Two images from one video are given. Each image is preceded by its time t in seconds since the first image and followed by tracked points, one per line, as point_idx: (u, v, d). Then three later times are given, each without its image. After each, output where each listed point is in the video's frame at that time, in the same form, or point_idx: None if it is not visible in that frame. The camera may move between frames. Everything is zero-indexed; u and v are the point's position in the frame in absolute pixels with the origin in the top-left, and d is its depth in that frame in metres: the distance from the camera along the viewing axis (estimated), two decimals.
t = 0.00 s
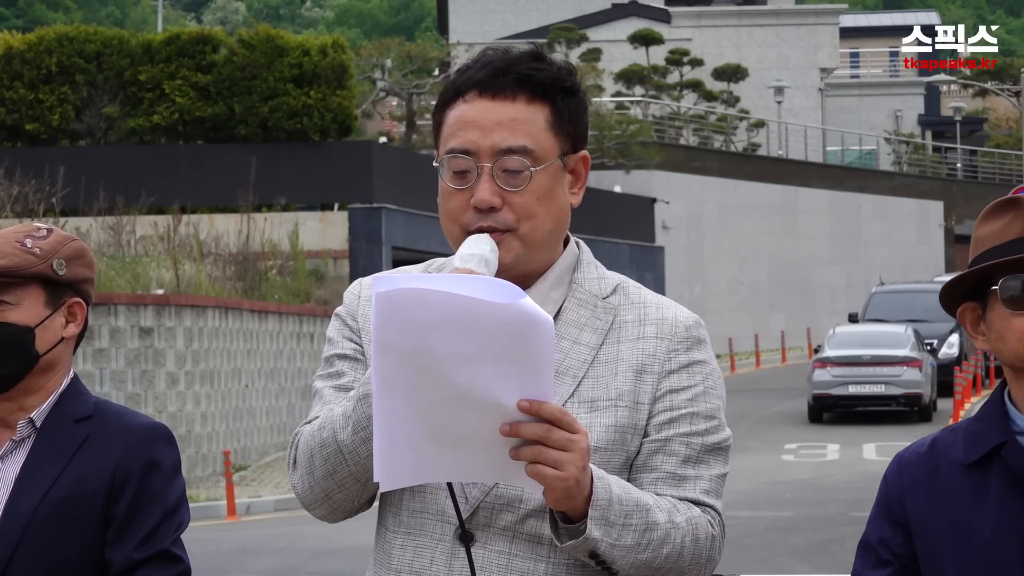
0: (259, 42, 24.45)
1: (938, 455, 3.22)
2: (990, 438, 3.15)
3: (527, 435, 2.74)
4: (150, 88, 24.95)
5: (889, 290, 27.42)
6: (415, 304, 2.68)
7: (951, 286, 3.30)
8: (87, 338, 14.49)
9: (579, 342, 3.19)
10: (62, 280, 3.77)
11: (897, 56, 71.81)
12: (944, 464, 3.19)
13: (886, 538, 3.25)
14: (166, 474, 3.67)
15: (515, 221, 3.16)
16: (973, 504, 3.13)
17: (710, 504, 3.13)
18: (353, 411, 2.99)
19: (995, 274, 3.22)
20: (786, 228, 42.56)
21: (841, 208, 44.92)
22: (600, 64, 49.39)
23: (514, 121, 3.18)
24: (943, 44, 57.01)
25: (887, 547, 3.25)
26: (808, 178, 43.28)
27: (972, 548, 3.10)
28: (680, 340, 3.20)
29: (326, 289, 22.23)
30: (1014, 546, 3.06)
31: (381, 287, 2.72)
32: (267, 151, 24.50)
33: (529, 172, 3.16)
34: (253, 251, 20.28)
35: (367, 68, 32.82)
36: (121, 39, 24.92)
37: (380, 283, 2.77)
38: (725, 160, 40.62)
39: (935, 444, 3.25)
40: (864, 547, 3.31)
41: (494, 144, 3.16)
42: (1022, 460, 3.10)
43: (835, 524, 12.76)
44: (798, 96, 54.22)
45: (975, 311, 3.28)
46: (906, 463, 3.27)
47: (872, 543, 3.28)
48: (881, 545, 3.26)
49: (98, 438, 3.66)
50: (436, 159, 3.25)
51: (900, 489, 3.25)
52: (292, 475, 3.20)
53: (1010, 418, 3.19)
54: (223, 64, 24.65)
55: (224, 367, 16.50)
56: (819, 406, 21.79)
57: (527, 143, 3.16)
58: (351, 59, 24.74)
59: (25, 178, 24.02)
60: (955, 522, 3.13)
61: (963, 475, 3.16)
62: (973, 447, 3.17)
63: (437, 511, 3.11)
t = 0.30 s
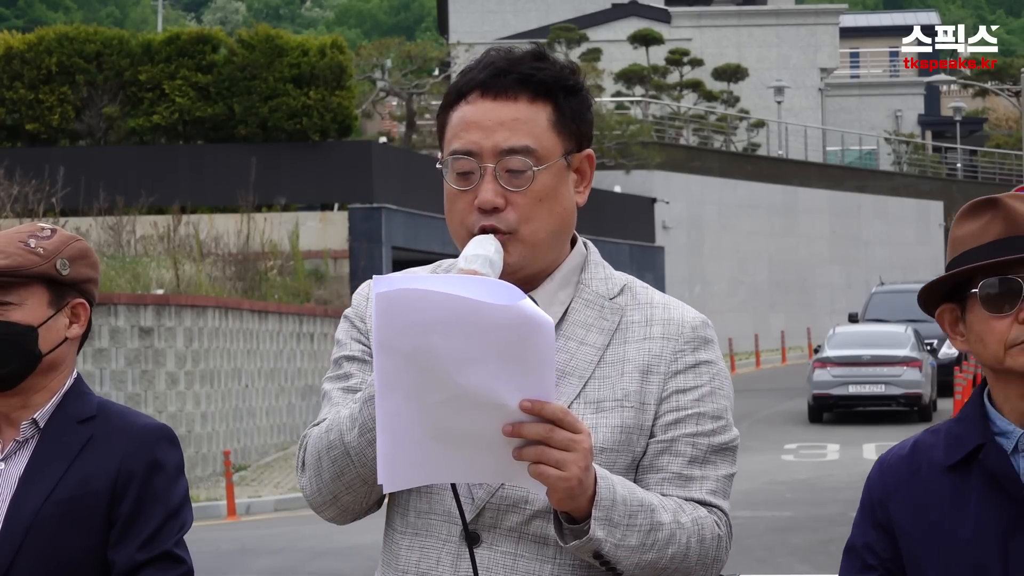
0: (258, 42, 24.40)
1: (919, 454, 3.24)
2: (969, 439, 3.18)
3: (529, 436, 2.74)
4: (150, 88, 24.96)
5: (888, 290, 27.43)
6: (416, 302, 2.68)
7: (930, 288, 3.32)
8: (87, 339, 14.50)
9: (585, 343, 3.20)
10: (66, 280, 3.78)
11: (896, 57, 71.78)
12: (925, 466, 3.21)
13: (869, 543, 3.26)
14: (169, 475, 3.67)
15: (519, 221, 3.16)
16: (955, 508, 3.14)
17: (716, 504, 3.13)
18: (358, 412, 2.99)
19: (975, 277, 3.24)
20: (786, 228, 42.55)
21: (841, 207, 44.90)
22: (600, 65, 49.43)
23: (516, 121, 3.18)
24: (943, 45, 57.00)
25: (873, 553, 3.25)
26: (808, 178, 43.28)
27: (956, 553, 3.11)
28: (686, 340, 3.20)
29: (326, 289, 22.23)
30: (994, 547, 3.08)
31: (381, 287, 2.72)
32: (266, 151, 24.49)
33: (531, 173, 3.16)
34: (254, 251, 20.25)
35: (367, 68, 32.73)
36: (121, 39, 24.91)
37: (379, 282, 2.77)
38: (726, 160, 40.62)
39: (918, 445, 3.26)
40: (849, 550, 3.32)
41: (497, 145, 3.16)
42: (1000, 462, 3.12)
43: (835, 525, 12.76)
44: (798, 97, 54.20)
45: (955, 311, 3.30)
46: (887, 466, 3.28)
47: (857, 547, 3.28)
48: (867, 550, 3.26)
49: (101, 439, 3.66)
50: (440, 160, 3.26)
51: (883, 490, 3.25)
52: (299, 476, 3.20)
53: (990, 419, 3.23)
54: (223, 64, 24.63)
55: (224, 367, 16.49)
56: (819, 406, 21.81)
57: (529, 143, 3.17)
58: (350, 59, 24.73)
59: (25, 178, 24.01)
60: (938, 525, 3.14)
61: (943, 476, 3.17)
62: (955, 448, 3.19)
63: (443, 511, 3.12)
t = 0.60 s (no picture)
0: (258, 42, 24.49)
1: (905, 453, 3.24)
2: (955, 438, 3.17)
3: (521, 436, 2.72)
4: (150, 88, 24.96)
5: (888, 290, 27.45)
6: (409, 304, 2.67)
7: (915, 289, 3.32)
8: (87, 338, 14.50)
9: (581, 343, 3.20)
10: (71, 281, 3.78)
11: (896, 56, 71.80)
12: (911, 466, 3.20)
13: (857, 540, 3.24)
14: (173, 478, 3.68)
15: (514, 222, 3.16)
16: (940, 507, 3.13)
17: (710, 504, 3.12)
18: (354, 414, 2.99)
19: (958, 281, 3.24)
20: (786, 228, 42.56)
21: (841, 207, 44.92)
22: (600, 65, 49.44)
23: (513, 122, 3.17)
24: (943, 45, 57.02)
25: (862, 548, 3.24)
26: (808, 178, 43.31)
27: (941, 552, 3.10)
28: (681, 341, 3.20)
29: (326, 289, 22.20)
30: (980, 547, 3.07)
31: (373, 289, 2.71)
32: (267, 151, 24.51)
33: (528, 174, 3.15)
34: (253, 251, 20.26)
35: (367, 68, 32.76)
36: (121, 39, 24.94)
37: (373, 283, 2.76)
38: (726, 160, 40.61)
39: (904, 444, 3.26)
40: (837, 548, 3.30)
41: (493, 145, 3.16)
42: (985, 463, 3.11)
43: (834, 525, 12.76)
44: (799, 97, 54.20)
45: (937, 313, 3.31)
46: (870, 466, 3.27)
47: (845, 545, 3.27)
48: (856, 547, 3.25)
49: (104, 440, 3.67)
50: (437, 160, 3.25)
51: (869, 489, 3.25)
52: (296, 476, 3.19)
53: (975, 419, 3.23)
54: (223, 65, 24.68)
55: (224, 367, 16.50)
56: (819, 406, 21.83)
57: (525, 144, 3.16)
58: (350, 60, 24.79)
59: (25, 178, 24.02)
60: (926, 520, 3.14)
61: (928, 475, 3.17)
62: (942, 447, 3.18)
63: (438, 512, 3.12)
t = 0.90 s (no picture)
0: (258, 42, 24.45)
1: (921, 454, 3.23)
2: (967, 437, 3.17)
3: (510, 435, 2.70)
4: (150, 88, 24.93)
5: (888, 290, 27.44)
6: (397, 304, 2.65)
7: (931, 289, 3.31)
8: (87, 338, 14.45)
9: (566, 342, 3.16)
10: (71, 280, 3.78)
11: (896, 56, 71.84)
12: (926, 466, 3.20)
13: (875, 539, 3.24)
14: (173, 478, 3.68)
15: (507, 222, 3.12)
16: (953, 507, 3.13)
17: (697, 503, 3.09)
18: (341, 413, 2.98)
19: (975, 279, 3.24)
20: (786, 228, 42.56)
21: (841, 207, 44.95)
22: (600, 65, 49.40)
23: (505, 122, 3.14)
24: (943, 45, 57.06)
25: (877, 549, 3.24)
26: (808, 178, 43.33)
27: (951, 550, 3.11)
28: (667, 339, 3.18)
29: (326, 290, 22.14)
30: (990, 543, 3.07)
31: (361, 289, 2.68)
32: (266, 151, 24.52)
33: (520, 174, 3.12)
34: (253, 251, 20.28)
35: (367, 68, 32.82)
36: (121, 39, 24.90)
37: (360, 284, 2.74)
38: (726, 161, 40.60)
39: (920, 445, 3.26)
40: (853, 549, 3.30)
41: (486, 145, 3.12)
42: (997, 461, 3.11)
43: (835, 524, 12.76)
44: (798, 96, 54.20)
45: (955, 311, 3.29)
46: (892, 463, 3.27)
47: (862, 546, 3.27)
48: (872, 547, 3.24)
49: (105, 440, 3.67)
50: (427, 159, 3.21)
51: (887, 490, 3.24)
52: (281, 477, 3.19)
53: (989, 418, 3.22)
54: (223, 65, 24.63)
55: (224, 367, 16.50)
56: (819, 406, 21.82)
57: (518, 144, 3.13)
58: (350, 59, 24.77)
59: (25, 178, 23.99)
60: (936, 522, 3.14)
61: (943, 474, 3.17)
62: (953, 447, 3.18)
63: (425, 511, 3.06)
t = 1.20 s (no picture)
0: (258, 42, 24.32)
1: (949, 450, 3.19)
2: (994, 434, 3.11)
3: (493, 433, 2.71)
4: (150, 88, 24.91)
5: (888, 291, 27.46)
6: (379, 301, 2.65)
7: (961, 287, 3.22)
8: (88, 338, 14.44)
9: (546, 343, 3.15)
10: (70, 281, 3.78)
11: (896, 56, 71.83)
12: (953, 464, 3.15)
13: (902, 535, 3.21)
14: (173, 479, 3.68)
15: (495, 222, 3.12)
16: (980, 503, 3.08)
17: (675, 504, 3.10)
18: (322, 414, 2.98)
19: (1007, 276, 3.16)
20: (786, 228, 42.56)
21: (841, 206, 44.95)
22: (599, 65, 49.43)
23: (495, 123, 3.13)
24: (943, 44, 57.10)
25: (904, 545, 3.20)
26: (808, 178, 43.33)
27: (975, 548, 3.07)
28: (646, 341, 3.18)
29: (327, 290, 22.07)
30: (1013, 541, 3.03)
31: (344, 286, 2.68)
32: (266, 151, 24.54)
33: (510, 175, 3.12)
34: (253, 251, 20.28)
35: (367, 68, 32.86)
36: (121, 39, 24.85)
37: (343, 281, 2.73)
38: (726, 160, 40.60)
39: (947, 442, 3.20)
40: (881, 545, 3.27)
41: (477, 146, 3.12)
42: None
43: (835, 524, 12.76)
44: (799, 96, 54.21)
45: (986, 310, 3.20)
46: (919, 460, 3.22)
47: (890, 540, 3.23)
48: (899, 543, 3.21)
49: (104, 439, 3.67)
50: (414, 159, 3.20)
51: (914, 486, 3.20)
52: (261, 476, 3.19)
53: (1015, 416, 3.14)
54: (223, 65, 24.54)
55: (224, 367, 16.51)
56: (819, 406, 21.80)
57: (508, 146, 3.12)
58: (351, 59, 24.70)
59: (25, 178, 24.02)
60: (961, 519, 3.10)
61: (970, 472, 3.12)
62: (982, 443, 3.12)
63: (404, 511, 3.06)
